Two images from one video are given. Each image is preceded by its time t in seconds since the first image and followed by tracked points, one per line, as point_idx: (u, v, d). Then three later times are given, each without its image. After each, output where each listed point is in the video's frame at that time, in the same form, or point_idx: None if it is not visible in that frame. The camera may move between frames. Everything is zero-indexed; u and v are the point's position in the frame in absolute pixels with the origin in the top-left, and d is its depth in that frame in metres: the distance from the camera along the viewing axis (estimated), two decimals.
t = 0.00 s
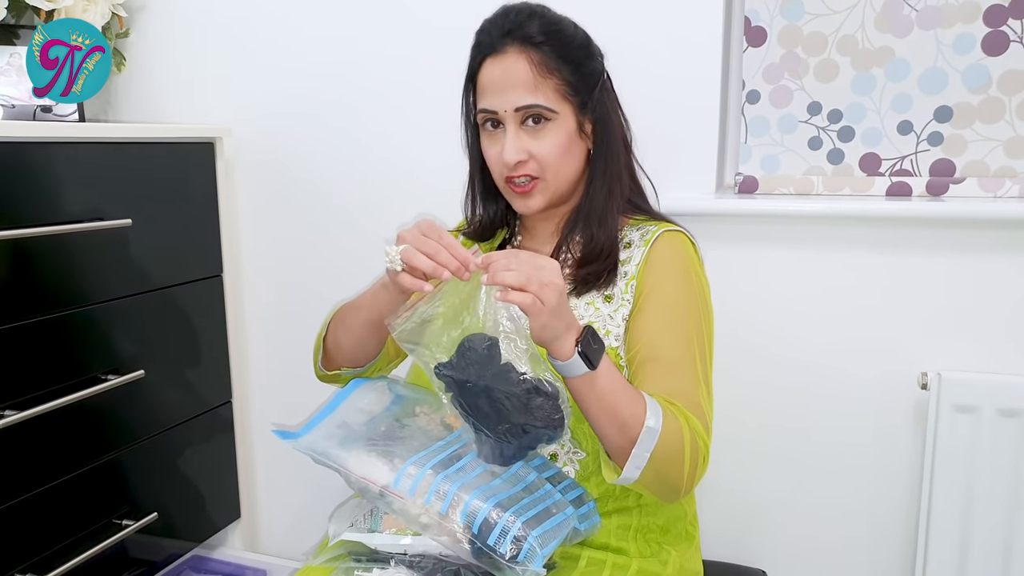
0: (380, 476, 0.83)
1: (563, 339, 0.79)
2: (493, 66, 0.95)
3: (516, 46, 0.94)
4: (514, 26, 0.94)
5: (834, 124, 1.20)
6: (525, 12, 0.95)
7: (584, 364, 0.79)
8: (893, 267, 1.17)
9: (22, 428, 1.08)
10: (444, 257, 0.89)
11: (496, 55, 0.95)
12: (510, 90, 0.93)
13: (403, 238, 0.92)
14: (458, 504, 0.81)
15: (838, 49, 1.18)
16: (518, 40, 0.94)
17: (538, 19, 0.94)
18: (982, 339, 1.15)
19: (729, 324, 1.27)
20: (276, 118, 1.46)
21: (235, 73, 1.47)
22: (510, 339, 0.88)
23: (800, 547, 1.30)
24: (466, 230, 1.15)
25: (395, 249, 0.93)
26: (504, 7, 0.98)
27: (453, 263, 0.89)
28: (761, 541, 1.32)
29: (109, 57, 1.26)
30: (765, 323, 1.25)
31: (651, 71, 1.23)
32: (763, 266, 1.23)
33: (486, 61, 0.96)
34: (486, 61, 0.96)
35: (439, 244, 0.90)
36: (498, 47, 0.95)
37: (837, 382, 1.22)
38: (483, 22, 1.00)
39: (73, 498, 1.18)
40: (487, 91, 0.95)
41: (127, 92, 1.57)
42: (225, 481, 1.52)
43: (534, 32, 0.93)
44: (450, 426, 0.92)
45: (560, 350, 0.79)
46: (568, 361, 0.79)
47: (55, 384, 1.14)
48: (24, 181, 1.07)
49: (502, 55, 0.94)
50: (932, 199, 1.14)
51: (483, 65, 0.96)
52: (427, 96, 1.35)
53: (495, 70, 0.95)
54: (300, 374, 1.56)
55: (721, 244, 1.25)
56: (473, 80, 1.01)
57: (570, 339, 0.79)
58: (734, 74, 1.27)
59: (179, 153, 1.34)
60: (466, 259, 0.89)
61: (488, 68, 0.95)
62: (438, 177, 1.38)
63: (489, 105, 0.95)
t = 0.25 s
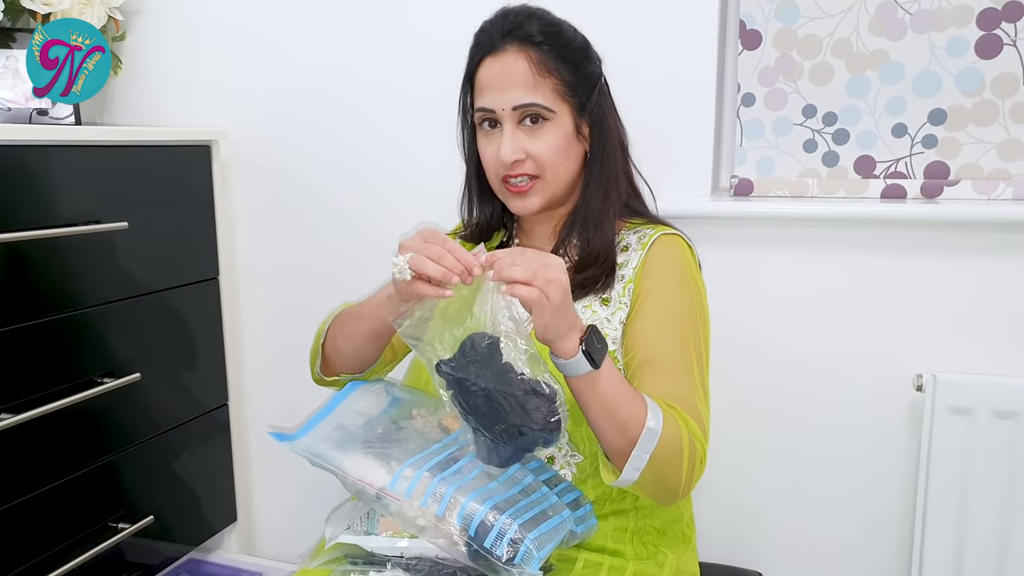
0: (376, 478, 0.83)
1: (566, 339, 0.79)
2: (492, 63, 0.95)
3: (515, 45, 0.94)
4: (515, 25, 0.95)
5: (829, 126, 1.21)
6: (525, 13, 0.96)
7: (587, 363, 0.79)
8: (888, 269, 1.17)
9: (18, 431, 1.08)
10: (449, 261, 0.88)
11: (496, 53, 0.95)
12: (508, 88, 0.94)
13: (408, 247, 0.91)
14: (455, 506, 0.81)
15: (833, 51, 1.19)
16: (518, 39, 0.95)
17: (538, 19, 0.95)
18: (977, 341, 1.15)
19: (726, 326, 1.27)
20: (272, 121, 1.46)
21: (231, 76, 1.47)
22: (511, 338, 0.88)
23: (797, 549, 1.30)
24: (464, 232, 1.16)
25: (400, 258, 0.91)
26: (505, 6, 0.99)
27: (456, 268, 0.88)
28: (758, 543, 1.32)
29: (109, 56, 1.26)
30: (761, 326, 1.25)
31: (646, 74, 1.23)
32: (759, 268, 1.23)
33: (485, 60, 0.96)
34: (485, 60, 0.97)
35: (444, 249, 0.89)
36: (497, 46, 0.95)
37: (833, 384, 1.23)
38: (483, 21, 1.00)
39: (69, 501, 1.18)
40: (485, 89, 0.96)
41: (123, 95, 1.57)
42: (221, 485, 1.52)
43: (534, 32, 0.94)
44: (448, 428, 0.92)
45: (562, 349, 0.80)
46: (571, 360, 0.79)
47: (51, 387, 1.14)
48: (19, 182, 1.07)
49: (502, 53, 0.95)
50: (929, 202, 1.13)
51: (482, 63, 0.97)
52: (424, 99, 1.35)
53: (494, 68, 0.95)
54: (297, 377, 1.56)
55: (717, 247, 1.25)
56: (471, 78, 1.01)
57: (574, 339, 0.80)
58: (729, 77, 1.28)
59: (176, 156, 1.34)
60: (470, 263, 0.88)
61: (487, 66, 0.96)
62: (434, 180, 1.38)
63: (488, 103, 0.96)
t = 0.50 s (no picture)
0: (374, 480, 0.83)
1: (572, 336, 0.80)
2: (487, 71, 0.95)
3: (510, 52, 0.94)
4: (509, 31, 0.94)
5: (826, 128, 1.21)
6: (520, 17, 0.95)
7: (591, 360, 0.80)
8: (884, 271, 1.17)
9: (16, 433, 1.08)
10: (441, 270, 0.86)
11: (491, 61, 0.95)
12: (505, 96, 0.93)
13: (399, 254, 0.88)
14: (452, 508, 0.81)
15: (829, 54, 1.19)
16: (512, 45, 0.94)
17: (532, 25, 0.94)
18: (974, 342, 1.15)
19: (722, 328, 1.27)
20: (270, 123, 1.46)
21: (228, 78, 1.47)
22: (526, 333, 0.82)
23: (794, 551, 1.30)
24: (461, 235, 1.16)
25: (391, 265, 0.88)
26: (500, 11, 0.98)
27: (447, 275, 0.86)
28: (755, 545, 1.32)
29: (109, 57, 1.26)
30: (757, 328, 1.25)
31: (642, 76, 1.23)
32: (756, 270, 1.24)
33: (480, 67, 0.96)
34: (479, 67, 0.96)
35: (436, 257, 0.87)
36: (492, 53, 0.95)
37: (830, 386, 1.23)
38: (477, 26, 0.99)
39: (66, 504, 1.18)
40: (481, 97, 0.95)
41: (120, 97, 1.57)
42: (219, 487, 1.52)
43: (528, 38, 0.93)
44: (444, 430, 0.92)
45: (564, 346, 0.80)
46: (577, 358, 0.79)
47: (49, 389, 1.14)
48: (16, 184, 1.07)
49: (497, 60, 0.94)
50: (923, 204, 1.15)
51: (477, 71, 0.96)
52: (421, 101, 1.35)
53: (489, 76, 0.94)
54: (294, 379, 1.56)
55: (713, 249, 1.25)
56: (466, 85, 1.01)
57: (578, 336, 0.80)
58: (726, 79, 1.28)
59: (173, 158, 1.34)
60: (460, 270, 0.85)
61: (482, 74, 0.95)
62: (431, 182, 1.38)
63: (484, 112, 0.96)
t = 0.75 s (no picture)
0: (372, 480, 0.83)
1: (584, 339, 0.78)
2: (484, 74, 0.95)
3: (507, 54, 0.94)
4: (506, 33, 0.94)
5: (825, 129, 1.21)
6: (517, 19, 0.95)
7: (601, 363, 0.79)
8: (884, 272, 1.17)
9: (15, 434, 1.08)
10: (425, 288, 0.86)
11: (487, 63, 0.95)
12: (501, 99, 0.93)
13: (387, 271, 0.88)
14: (451, 508, 0.81)
15: (829, 54, 1.19)
16: (509, 47, 0.94)
17: (530, 27, 0.94)
18: (974, 343, 1.15)
19: (723, 329, 1.27)
20: (269, 124, 1.46)
21: (228, 79, 1.47)
22: (533, 334, 0.85)
23: (794, 552, 1.30)
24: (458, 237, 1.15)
25: (379, 282, 0.89)
26: (497, 12, 0.98)
27: (432, 292, 0.85)
28: (755, 546, 1.32)
29: (110, 57, 1.26)
30: (757, 328, 1.25)
31: (641, 77, 1.23)
32: (755, 271, 1.23)
33: (477, 69, 0.96)
34: (476, 69, 0.96)
35: (421, 272, 0.87)
36: (489, 56, 0.95)
37: (830, 387, 1.23)
38: (474, 28, 0.99)
39: (65, 505, 1.18)
40: (478, 100, 0.96)
41: (120, 98, 1.57)
42: (218, 488, 1.52)
43: (525, 40, 0.93)
44: (444, 431, 0.92)
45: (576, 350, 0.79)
46: (590, 361, 0.78)
47: (48, 390, 1.14)
48: (14, 184, 1.07)
49: (493, 62, 0.94)
50: (923, 205, 1.15)
51: (474, 73, 0.96)
52: (420, 102, 1.35)
53: (486, 78, 0.95)
54: (294, 380, 1.56)
55: (713, 250, 1.25)
56: (463, 86, 1.00)
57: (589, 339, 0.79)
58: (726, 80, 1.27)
59: (172, 159, 1.34)
60: (444, 286, 0.85)
61: (479, 76, 0.95)
62: (431, 183, 1.38)
63: (481, 114, 0.96)
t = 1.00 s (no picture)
0: (372, 479, 0.82)
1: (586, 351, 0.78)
2: (481, 68, 0.95)
3: (504, 49, 0.94)
4: (504, 29, 0.95)
5: (825, 130, 1.21)
6: (515, 15, 0.96)
7: (604, 374, 0.78)
8: (883, 273, 1.17)
9: (14, 435, 1.08)
10: (396, 317, 0.86)
11: (485, 58, 0.95)
12: (497, 92, 0.94)
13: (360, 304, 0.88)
14: (450, 506, 0.81)
15: (829, 55, 1.19)
16: (506, 43, 0.94)
17: (528, 22, 0.95)
18: (974, 344, 1.15)
19: (722, 330, 1.27)
20: (268, 125, 1.46)
21: (227, 79, 1.47)
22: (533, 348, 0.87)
23: (794, 553, 1.30)
24: (454, 240, 1.14)
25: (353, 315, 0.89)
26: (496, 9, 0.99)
27: (404, 319, 0.86)
28: (755, 546, 1.32)
29: (109, 57, 1.26)
30: (756, 329, 1.25)
31: (640, 77, 1.23)
32: (754, 272, 1.23)
33: (475, 64, 0.96)
34: (473, 64, 0.97)
35: (392, 299, 0.87)
36: (487, 50, 0.95)
37: (829, 388, 1.22)
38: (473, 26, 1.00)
39: (64, 505, 1.17)
40: (475, 94, 0.96)
41: (119, 98, 1.57)
42: (217, 489, 1.52)
43: (523, 35, 0.94)
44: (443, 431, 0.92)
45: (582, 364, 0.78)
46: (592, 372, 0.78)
47: (48, 390, 1.14)
48: (14, 185, 1.07)
49: (490, 57, 0.95)
50: (922, 205, 1.15)
51: (471, 68, 0.97)
52: (419, 102, 1.35)
53: (482, 73, 0.95)
54: (293, 380, 1.56)
55: (712, 251, 1.25)
56: (461, 83, 1.01)
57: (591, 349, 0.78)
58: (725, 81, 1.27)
59: (171, 159, 1.34)
60: (414, 313, 0.85)
61: (476, 71, 0.96)
62: (430, 183, 1.38)
63: (477, 108, 0.96)
